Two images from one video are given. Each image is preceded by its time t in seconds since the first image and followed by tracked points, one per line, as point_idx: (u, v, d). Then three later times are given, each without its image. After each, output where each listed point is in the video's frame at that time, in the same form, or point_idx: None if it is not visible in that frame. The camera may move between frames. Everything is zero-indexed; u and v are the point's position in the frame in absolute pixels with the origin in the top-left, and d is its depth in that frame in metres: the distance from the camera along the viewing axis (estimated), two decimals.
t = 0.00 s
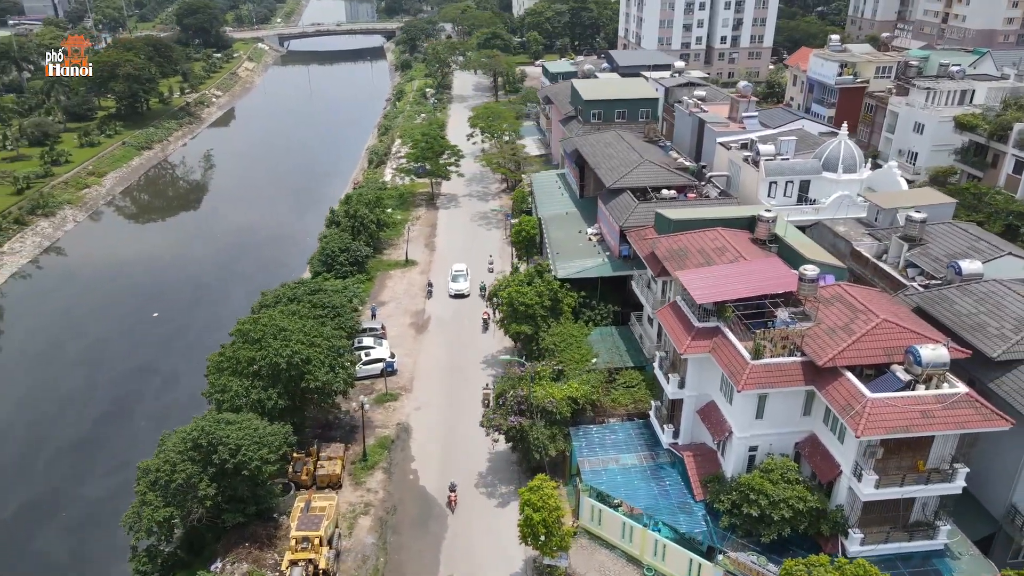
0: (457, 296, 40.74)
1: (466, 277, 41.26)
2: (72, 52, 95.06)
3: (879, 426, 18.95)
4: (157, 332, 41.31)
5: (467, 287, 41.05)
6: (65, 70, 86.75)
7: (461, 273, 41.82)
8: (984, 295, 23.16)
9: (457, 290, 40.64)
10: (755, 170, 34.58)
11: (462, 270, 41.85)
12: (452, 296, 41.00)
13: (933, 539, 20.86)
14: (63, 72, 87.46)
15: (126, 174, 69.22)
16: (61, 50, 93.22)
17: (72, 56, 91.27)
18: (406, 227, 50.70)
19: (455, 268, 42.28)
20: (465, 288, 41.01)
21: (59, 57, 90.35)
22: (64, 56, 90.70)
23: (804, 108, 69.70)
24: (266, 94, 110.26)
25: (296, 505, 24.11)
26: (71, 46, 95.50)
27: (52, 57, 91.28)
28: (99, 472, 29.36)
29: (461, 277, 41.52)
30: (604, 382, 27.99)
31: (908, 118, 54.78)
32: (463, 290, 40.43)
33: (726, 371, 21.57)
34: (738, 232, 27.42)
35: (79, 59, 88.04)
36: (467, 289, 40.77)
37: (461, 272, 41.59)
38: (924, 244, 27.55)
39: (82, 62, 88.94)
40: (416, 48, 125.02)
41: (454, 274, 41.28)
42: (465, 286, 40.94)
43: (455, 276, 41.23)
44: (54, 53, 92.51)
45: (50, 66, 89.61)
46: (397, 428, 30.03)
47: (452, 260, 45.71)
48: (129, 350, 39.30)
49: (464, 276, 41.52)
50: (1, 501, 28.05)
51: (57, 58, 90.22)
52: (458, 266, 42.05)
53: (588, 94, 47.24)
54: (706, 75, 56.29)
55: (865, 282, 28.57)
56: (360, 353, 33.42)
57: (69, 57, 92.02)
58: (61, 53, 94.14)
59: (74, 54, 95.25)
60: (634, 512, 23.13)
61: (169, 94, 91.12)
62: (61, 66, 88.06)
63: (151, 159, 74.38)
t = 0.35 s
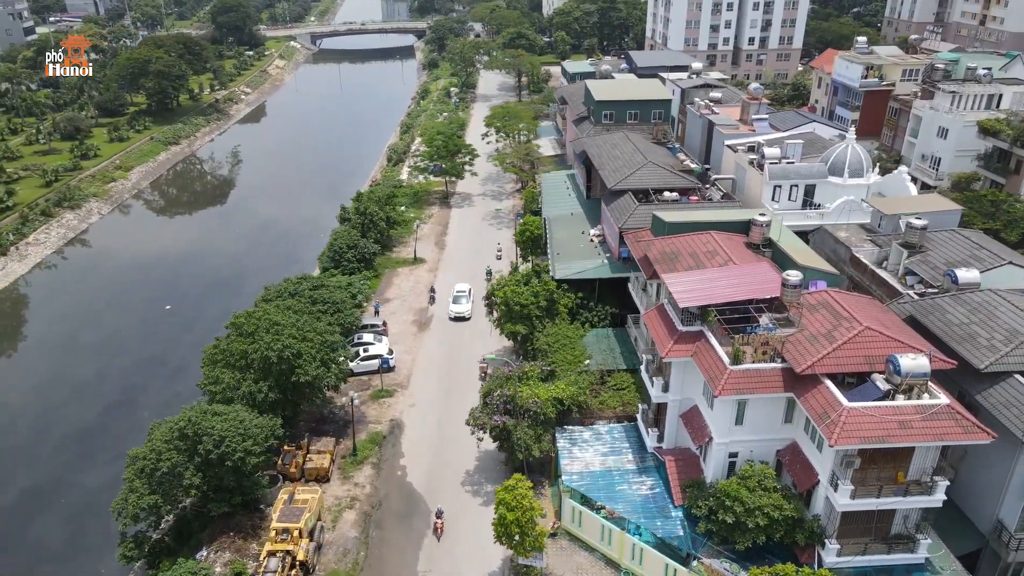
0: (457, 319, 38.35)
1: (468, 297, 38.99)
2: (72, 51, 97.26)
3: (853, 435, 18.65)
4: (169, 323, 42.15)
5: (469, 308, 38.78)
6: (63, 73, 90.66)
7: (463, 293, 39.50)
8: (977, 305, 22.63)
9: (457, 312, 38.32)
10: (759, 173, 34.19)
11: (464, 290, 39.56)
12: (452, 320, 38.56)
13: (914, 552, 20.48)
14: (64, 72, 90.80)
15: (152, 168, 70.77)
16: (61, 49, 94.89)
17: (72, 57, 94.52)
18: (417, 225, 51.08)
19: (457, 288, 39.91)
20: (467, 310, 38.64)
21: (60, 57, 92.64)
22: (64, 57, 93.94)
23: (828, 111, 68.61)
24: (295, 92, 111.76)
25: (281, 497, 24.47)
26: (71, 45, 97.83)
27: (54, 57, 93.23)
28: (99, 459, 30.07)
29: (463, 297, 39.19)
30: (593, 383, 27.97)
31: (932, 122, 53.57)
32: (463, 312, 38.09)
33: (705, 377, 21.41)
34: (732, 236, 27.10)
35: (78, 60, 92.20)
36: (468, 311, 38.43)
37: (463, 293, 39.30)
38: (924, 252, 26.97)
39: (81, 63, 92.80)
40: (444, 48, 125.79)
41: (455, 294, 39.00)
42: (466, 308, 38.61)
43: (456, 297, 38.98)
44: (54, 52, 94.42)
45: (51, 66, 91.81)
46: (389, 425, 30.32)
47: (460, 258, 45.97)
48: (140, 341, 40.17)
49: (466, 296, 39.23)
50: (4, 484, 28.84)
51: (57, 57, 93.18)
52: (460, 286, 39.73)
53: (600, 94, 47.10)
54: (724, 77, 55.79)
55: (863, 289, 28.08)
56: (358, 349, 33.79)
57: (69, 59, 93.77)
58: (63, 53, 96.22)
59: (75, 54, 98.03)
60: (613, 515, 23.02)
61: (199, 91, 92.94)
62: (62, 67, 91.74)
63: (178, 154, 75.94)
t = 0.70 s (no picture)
0: (453, 342, 36.09)
1: (465, 319, 36.73)
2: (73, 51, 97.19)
3: (829, 443, 18.38)
4: (181, 316, 42.99)
5: (466, 330, 36.50)
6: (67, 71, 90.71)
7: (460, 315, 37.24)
8: (970, 315, 22.15)
9: (453, 335, 36.05)
10: (764, 177, 33.80)
11: (462, 311, 37.29)
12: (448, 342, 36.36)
13: (894, 564, 20.10)
14: (63, 73, 88.92)
15: (176, 163, 72.16)
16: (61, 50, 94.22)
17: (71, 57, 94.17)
18: (428, 223, 51.38)
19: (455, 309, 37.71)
20: (463, 332, 36.35)
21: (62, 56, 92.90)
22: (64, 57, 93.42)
23: (852, 114, 67.50)
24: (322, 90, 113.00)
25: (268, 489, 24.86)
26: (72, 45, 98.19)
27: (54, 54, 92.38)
28: (101, 449, 30.79)
29: (461, 319, 36.84)
30: (583, 385, 27.94)
31: (955, 127, 52.42)
32: (459, 335, 35.83)
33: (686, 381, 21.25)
34: (726, 239, 26.83)
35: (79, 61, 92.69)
36: (464, 334, 36.11)
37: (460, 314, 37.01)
38: (924, 259, 26.46)
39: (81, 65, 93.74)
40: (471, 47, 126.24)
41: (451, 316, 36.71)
42: (462, 330, 36.25)
43: (452, 319, 36.66)
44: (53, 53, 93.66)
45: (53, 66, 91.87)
46: (383, 421, 30.57)
47: (468, 257, 46.17)
48: (152, 333, 41.03)
49: (463, 318, 36.91)
50: (9, 470, 29.67)
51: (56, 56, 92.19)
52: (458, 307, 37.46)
53: (612, 95, 46.89)
54: (741, 79, 55.25)
55: (861, 296, 27.61)
56: (357, 345, 34.12)
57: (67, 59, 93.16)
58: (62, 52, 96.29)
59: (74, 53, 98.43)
60: (593, 517, 22.95)
61: (226, 88, 94.51)
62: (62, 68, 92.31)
63: (202, 149, 77.32)
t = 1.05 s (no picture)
0: (442, 369, 33.77)
1: (456, 344, 34.41)
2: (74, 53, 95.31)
3: (799, 451, 18.13)
4: (194, 309, 43.94)
5: (457, 357, 34.08)
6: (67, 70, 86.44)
7: (452, 339, 34.93)
8: (961, 325, 21.63)
9: (441, 361, 33.71)
10: (768, 180, 33.43)
11: (455, 335, 35.03)
12: (437, 368, 34.08)
13: None
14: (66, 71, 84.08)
15: (203, 158, 73.67)
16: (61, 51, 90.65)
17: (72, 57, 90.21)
18: (440, 222, 51.68)
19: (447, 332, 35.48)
20: (454, 359, 34.01)
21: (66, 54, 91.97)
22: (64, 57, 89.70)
23: (878, 118, 66.16)
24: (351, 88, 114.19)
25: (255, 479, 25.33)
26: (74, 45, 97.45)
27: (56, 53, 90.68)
28: (105, 437, 31.66)
29: (451, 344, 34.52)
30: (572, 386, 27.91)
31: (981, 132, 51.06)
32: (448, 363, 33.42)
33: (663, 386, 21.12)
34: (720, 243, 26.54)
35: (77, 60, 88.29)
36: (454, 361, 33.69)
37: (451, 339, 34.71)
38: (923, 267, 25.89)
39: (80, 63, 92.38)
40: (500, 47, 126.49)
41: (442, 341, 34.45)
42: (451, 357, 33.84)
43: (443, 343, 34.44)
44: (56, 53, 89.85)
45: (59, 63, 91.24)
46: (377, 416, 30.90)
47: (477, 256, 46.33)
48: (165, 325, 42.04)
49: (455, 342, 34.63)
50: (16, 455, 30.66)
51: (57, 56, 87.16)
52: (452, 330, 35.07)
53: (625, 96, 46.65)
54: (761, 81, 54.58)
55: (858, 303, 27.12)
56: (356, 341, 34.56)
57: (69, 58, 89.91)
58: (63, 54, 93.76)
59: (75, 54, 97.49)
60: (570, 518, 22.92)
61: (256, 85, 96.07)
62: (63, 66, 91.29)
63: (229, 145, 78.78)
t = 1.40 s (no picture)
0: (427, 398, 31.67)
1: (443, 370, 32.24)
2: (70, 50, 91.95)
3: (770, 458, 17.91)
4: (207, 302, 44.78)
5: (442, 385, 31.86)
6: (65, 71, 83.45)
7: (439, 364, 32.76)
8: (950, 334, 21.16)
9: (426, 390, 31.59)
10: (772, 183, 33.03)
11: (442, 361, 32.79)
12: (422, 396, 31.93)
13: None
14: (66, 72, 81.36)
15: (227, 154, 74.94)
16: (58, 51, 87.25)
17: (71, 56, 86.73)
18: (452, 220, 51.92)
19: (435, 356, 33.32)
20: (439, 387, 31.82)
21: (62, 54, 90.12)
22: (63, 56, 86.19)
23: (903, 121, 64.86)
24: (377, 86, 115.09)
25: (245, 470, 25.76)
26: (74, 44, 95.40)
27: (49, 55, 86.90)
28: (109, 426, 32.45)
29: (438, 369, 32.44)
30: (563, 387, 27.87)
31: (1006, 137, 49.73)
32: (432, 392, 31.27)
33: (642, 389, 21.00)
34: (713, 246, 26.27)
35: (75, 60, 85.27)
36: (438, 390, 31.48)
37: (439, 365, 32.60)
38: (920, 275, 25.36)
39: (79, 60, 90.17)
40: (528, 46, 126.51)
41: (428, 367, 32.38)
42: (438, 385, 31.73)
43: (429, 370, 32.25)
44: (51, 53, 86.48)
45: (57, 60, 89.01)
46: (372, 411, 31.18)
47: (486, 255, 46.41)
48: (177, 317, 42.91)
49: (441, 369, 32.42)
50: (23, 441, 31.57)
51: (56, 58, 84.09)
52: (439, 355, 32.86)
53: (637, 97, 46.40)
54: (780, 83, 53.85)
55: (854, 310, 26.64)
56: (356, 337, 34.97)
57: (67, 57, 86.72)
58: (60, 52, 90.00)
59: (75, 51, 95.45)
60: (550, 519, 22.90)
61: (283, 83, 97.34)
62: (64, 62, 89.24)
63: (254, 141, 80.00)
